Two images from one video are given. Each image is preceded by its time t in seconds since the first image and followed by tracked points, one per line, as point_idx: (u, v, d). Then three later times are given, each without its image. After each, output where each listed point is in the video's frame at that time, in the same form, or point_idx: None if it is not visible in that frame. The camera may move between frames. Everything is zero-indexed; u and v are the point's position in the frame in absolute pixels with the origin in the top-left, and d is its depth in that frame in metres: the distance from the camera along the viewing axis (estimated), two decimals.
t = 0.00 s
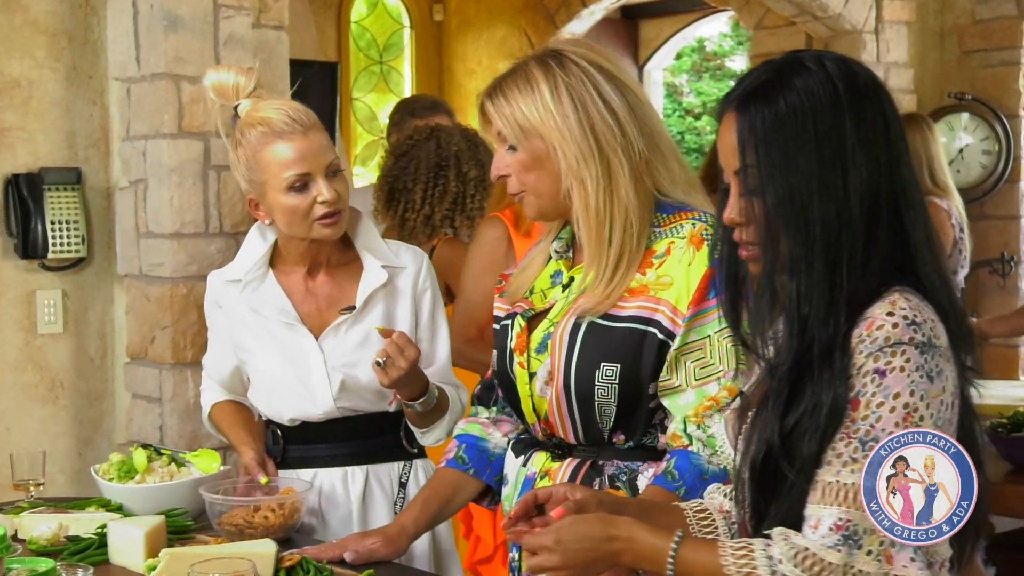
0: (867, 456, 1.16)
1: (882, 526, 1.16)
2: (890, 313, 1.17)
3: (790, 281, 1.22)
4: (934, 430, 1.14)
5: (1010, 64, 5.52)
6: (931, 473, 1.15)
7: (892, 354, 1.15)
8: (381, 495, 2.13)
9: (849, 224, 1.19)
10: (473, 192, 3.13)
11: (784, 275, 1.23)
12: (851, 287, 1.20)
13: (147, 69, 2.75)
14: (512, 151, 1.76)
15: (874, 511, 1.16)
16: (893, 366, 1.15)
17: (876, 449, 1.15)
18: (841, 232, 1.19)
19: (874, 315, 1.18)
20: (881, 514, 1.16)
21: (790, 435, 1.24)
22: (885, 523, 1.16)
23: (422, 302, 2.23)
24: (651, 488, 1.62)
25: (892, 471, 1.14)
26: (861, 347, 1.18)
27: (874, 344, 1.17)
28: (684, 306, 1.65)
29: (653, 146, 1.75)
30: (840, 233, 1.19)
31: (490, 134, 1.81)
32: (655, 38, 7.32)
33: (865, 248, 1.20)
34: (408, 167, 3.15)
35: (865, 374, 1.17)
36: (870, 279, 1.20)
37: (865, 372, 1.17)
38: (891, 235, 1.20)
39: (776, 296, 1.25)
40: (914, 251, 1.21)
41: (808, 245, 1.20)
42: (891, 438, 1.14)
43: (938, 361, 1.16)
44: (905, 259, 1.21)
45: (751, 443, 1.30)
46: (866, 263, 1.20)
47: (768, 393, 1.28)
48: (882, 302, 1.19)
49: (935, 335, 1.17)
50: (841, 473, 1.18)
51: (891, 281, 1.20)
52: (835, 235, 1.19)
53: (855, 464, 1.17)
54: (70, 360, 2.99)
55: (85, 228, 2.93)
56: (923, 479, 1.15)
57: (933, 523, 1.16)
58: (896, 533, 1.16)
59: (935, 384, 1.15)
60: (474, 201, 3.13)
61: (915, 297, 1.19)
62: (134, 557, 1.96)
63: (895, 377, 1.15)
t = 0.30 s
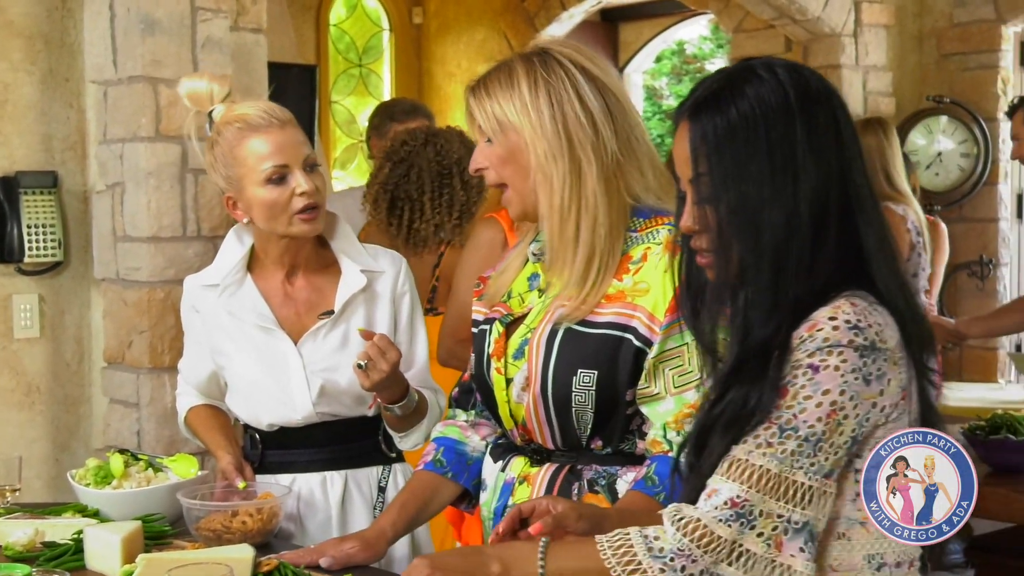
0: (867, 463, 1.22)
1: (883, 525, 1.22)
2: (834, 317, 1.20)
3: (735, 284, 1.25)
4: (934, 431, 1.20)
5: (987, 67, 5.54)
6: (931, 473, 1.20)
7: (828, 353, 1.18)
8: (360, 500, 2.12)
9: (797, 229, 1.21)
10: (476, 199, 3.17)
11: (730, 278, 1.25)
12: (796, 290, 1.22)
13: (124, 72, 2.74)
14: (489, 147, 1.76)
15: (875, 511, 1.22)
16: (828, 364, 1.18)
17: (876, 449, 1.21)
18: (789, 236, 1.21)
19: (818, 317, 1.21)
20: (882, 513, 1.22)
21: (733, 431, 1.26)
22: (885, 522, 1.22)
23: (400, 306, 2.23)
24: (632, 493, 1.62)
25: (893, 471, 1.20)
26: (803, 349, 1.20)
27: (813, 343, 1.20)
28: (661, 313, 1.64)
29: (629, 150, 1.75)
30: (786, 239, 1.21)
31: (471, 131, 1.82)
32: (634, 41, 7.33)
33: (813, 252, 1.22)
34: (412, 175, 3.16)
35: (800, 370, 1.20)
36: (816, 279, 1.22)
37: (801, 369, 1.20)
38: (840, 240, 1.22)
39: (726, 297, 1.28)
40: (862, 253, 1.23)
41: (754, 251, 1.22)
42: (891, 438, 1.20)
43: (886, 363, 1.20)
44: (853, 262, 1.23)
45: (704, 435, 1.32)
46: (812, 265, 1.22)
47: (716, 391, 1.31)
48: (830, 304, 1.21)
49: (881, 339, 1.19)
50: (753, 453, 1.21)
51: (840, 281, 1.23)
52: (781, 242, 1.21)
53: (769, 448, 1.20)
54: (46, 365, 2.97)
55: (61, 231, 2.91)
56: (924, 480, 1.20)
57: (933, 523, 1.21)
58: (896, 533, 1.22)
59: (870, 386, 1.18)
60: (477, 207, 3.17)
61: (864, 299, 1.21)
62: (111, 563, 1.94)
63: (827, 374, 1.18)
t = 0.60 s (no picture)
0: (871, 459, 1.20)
1: (883, 525, 1.20)
2: (806, 319, 1.20)
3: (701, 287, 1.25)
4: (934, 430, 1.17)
5: (969, 72, 5.56)
6: (931, 473, 1.16)
7: (799, 355, 1.18)
8: (344, 506, 2.11)
9: (762, 231, 1.21)
10: (462, 207, 3.17)
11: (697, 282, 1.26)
12: (766, 294, 1.22)
13: (107, 79, 2.75)
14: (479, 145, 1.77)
15: (875, 511, 1.20)
16: (799, 365, 1.18)
17: (877, 450, 1.19)
18: (756, 239, 1.22)
19: (789, 320, 1.21)
20: (881, 514, 1.20)
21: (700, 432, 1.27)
22: (885, 523, 1.19)
23: (384, 312, 2.22)
24: (613, 498, 1.61)
25: (892, 471, 1.18)
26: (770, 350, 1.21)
27: (784, 345, 1.20)
28: (640, 318, 1.64)
29: (614, 151, 1.74)
30: (752, 241, 1.22)
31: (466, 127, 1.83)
32: (618, 47, 7.35)
33: (784, 256, 1.22)
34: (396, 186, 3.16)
35: (771, 371, 1.20)
36: (786, 283, 1.22)
37: (772, 370, 1.20)
38: (811, 245, 1.23)
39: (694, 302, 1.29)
40: (832, 258, 1.24)
41: (718, 252, 1.23)
42: (892, 438, 1.19)
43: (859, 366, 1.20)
44: (824, 264, 1.24)
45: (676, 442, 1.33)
46: (784, 268, 1.22)
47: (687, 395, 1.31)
48: (800, 307, 1.22)
49: (852, 341, 1.20)
50: (728, 454, 1.20)
51: (809, 286, 1.23)
52: (747, 248, 1.22)
53: (744, 449, 1.19)
54: (29, 372, 2.96)
55: (45, 239, 2.91)
56: (924, 480, 1.17)
57: (932, 523, 1.17)
58: (895, 532, 1.19)
59: (843, 387, 1.18)
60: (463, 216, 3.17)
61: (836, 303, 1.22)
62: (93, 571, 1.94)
63: (798, 375, 1.18)
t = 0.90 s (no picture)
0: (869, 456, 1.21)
1: (883, 525, 1.22)
2: (801, 330, 1.22)
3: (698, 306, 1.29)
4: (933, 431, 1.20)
5: (968, 76, 5.56)
6: (931, 473, 1.20)
7: (803, 371, 1.20)
8: (343, 512, 2.11)
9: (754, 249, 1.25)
10: (420, 211, 3.20)
11: (688, 300, 1.30)
12: (761, 308, 1.25)
13: (106, 85, 2.76)
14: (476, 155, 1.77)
15: (875, 511, 1.21)
16: (806, 384, 1.20)
17: (875, 450, 1.21)
18: (751, 257, 1.25)
19: (786, 333, 1.23)
20: (882, 513, 1.21)
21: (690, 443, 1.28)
22: (885, 522, 1.22)
23: (383, 318, 2.22)
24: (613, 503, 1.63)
25: (893, 471, 1.20)
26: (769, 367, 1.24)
27: (786, 362, 1.22)
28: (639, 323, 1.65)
29: (611, 156, 1.74)
30: (747, 259, 1.25)
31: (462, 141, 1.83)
32: (617, 52, 7.34)
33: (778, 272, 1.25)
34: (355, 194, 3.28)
35: (779, 393, 1.22)
36: (784, 296, 1.24)
37: (778, 390, 1.22)
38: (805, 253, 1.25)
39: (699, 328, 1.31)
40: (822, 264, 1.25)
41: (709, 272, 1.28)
42: (891, 439, 1.20)
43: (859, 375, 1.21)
44: (811, 272, 1.25)
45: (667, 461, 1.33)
46: (775, 281, 1.25)
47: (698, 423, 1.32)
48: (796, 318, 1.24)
49: (852, 347, 1.21)
50: (773, 493, 1.23)
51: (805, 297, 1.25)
52: (747, 266, 1.26)
53: (786, 483, 1.22)
54: (29, 377, 2.96)
55: (44, 244, 2.91)
56: (924, 480, 1.20)
57: (932, 523, 1.21)
58: (896, 532, 1.22)
59: (855, 397, 1.20)
60: (421, 218, 3.19)
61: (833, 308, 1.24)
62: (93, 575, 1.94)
63: (809, 395, 1.20)
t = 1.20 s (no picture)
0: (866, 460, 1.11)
1: (882, 526, 1.11)
2: (778, 350, 1.14)
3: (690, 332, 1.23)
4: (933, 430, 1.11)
5: (993, 72, 5.50)
6: (931, 473, 1.11)
7: (782, 396, 1.13)
8: (344, 525, 2.02)
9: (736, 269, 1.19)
10: (392, 211, 3.13)
11: (681, 325, 1.25)
12: (744, 331, 1.18)
13: (97, 81, 2.68)
14: (540, 136, 1.60)
15: (874, 511, 1.11)
16: (788, 409, 1.12)
17: (876, 449, 1.10)
18: (734, 277, 1.19)
19: (766, 356, 1.15)
20: (882, 514, 1.11)
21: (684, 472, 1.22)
22: (885, 523, 1.11)
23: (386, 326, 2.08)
24: (620, 512, 1.49)
25: (892, 471, 1.10)
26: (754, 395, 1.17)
27: (767, 388, 1.14)
28: (651, 324, 1.50)
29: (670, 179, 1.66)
30: (730, 280, 1.19)
31: (506, 104, 1.64)
32: (627, 47, 7.30)
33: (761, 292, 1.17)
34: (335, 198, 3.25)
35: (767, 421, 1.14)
36: (765, 316, 1.17)
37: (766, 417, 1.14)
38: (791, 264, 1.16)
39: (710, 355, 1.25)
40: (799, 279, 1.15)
41: (698, 295, 1.22)
42: (892, 438, 1.10)
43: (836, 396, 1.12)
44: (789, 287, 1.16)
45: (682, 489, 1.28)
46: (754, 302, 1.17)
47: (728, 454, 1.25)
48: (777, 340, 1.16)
49: (832, 362, 1.12)
50: (784, 527, 1.13)
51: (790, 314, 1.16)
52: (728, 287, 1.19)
53: (796, 515, 1.12)
54: (18, 385, 2.88)
55: (33, 246, 2.83)
56: (924, 480, 1.11)
57: (932, 523, 1.11)
58: (896, 533, 1.11)
59: (843, 416, 1.11)
60: (393, 218, 3.12)
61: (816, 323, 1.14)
62: None
63: (794, 420, 1.12)
